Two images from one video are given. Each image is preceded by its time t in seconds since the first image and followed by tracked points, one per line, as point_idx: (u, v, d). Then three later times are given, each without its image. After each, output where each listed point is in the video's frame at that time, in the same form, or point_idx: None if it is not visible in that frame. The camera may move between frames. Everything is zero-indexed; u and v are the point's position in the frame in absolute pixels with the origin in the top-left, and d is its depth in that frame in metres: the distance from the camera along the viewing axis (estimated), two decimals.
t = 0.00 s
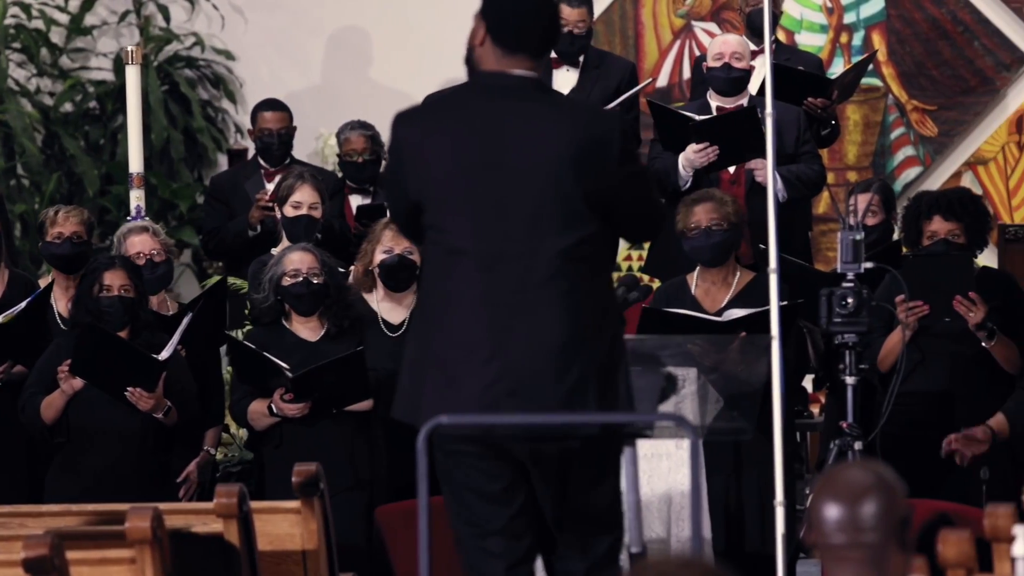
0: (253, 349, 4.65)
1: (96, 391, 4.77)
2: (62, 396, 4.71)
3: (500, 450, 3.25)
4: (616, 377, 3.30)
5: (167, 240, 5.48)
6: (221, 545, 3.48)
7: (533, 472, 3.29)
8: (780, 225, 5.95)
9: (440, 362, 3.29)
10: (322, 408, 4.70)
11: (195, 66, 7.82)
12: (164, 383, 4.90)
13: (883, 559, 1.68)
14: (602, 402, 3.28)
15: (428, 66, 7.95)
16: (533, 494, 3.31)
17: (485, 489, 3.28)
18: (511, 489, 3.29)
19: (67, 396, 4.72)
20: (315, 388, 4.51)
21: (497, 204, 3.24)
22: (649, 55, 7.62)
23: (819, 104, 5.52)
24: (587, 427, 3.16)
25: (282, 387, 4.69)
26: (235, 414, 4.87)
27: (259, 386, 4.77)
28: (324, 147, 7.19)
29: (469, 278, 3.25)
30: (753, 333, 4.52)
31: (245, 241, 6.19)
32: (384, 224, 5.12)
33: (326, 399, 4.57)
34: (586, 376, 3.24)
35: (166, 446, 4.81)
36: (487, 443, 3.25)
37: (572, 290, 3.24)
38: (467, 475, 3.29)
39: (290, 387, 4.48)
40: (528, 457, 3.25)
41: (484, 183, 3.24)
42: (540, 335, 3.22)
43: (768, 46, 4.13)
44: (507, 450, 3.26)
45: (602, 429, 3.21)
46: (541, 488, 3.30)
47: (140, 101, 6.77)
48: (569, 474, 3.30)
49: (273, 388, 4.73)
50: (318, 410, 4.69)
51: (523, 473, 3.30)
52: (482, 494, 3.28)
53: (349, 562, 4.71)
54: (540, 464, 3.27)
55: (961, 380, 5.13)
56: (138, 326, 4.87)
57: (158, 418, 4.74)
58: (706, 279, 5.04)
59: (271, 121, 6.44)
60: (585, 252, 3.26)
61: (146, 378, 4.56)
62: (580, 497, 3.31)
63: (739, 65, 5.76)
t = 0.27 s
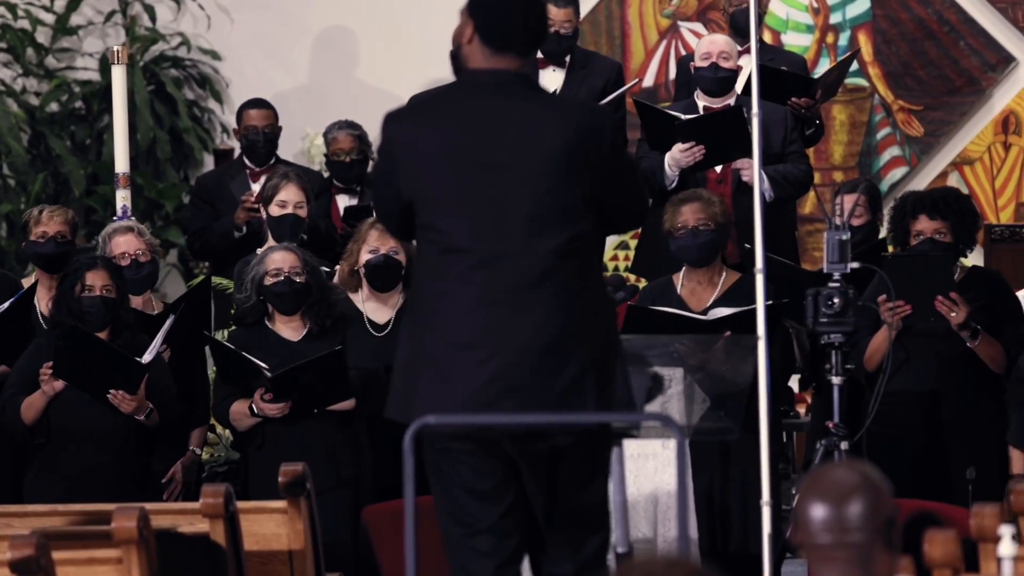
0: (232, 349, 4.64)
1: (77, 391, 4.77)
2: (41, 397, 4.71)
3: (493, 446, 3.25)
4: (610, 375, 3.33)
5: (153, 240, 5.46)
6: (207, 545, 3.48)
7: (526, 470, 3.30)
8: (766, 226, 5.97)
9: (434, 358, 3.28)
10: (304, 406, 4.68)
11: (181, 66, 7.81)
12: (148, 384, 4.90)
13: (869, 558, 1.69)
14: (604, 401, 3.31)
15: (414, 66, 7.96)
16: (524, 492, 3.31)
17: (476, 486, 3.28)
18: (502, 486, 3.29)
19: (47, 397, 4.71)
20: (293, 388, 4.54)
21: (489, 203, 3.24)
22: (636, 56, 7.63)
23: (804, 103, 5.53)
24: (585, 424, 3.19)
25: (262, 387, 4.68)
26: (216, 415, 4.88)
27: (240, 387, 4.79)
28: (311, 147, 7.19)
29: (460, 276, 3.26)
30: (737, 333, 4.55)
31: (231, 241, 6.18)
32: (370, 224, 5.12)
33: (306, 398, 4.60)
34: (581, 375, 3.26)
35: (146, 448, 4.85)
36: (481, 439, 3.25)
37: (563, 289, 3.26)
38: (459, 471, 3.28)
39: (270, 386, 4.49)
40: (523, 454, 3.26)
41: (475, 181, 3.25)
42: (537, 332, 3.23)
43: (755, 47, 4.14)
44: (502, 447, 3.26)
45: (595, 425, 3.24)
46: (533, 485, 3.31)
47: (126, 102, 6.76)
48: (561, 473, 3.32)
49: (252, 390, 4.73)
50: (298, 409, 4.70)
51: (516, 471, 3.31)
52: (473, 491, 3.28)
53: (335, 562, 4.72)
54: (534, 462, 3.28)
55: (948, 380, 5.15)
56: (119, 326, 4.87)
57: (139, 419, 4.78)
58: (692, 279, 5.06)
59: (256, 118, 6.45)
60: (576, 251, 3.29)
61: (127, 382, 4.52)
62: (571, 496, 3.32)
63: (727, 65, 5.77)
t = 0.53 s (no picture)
0: (220, 344, 4.65)
1: (66, 391, 4.77)
2: (30, 397, 4.71)
3: (496, 443, 3.26)
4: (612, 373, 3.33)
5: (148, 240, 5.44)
6: (200, 545, 3.49)
7: (528, 466, 3.31)
8: (759, 225, 5.97)
9: (435, 353, 3.29)
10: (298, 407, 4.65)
11: (174, 66, 7.80)
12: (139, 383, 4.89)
13: (862, 557, 1.70)
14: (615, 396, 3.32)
15: (407, 66, 7.96)
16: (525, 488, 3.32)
17: (477, 484, 3.28)
18: (504, 483, 3.30)
19: (36, 396, 4.71)
20: (285, 388, 4.52)
21: (488, 201, 3.24)
22: (628, 56, 7.64)
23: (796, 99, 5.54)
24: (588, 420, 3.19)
25: (252, 387, 4.67)
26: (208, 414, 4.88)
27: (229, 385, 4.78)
28: (304, 147, 7.18)
29: (458, 274, 3.26)
30: (729, 329, 4.52)
31: (223, 240, 6.18)
32: (361, 224, 5.11)
33: (298, 398, 4.58)
34: (584, 373, 3.27)
35: (136, 449, 4.84)
36: (486, 436, 3.25)
37: (564, 285, 3.26)
38: (461, 468, 3.29)
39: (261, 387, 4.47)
40: (528, 447, 3.28)
41: (474, 179, 3.25)
42: (538, 328, 3.24)
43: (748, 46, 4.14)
44: (505, 445, 3.27)
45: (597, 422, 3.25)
46: (535, 483, 3.32)
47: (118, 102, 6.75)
48: (563, 471, 3.31)
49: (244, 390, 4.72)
50: (289, 410, 4.68)
51: (519, 465, 3.32)
52: (473, 489, 3.29)
53: (329, 562, 4.72)
54: (537, 458, 3.29)
55: (941, 379, 5.15)
56: (107, 327, 4.87)
57: (129, 419, 4.75)
58: (684, 277, 5.07)
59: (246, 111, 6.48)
60: (575, 248, 3.29)
61: (119, 383, 4.55)
62: (572, 493, 3.33)
63: (721, 63, 5.77)
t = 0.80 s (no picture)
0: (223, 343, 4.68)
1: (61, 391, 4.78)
2: (25, 397, 4.70)
3: (488, 445, 3.26)
4: (605, 374, 3.34)
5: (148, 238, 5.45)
6: (196, 545, 3.48)
7: (519, 468, 3.31)
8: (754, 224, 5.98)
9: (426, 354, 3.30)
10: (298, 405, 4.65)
11: (170, 66, 7.80)
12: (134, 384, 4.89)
13: (857, 558, 1.70)
14: (604, 398, 3.32)
15: (402, 66, 7.95)
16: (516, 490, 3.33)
17: (469, 485, 3.29)
18: (495, 484, 3.30)
19: (31, 396, 4.70)
20: (283, 389, 4.52)
21: (482, 202, 3.25)
22: (625, 55, 7.63)
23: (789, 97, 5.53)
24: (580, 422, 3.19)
25: (253, 386, 4.69)
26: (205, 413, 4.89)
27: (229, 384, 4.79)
28: (300, 147, 7.18)
29: (451, 276, 3.26)
30: (723, 323, 4.54)
31: (219, 239, 6.18)
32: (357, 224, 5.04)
33: (297, 398, 4.59)
34: (577, 373, 3.27)
35: (131, 449, 4.84)
36: (475, 438, 3.26)
37: (558, 286, 3.26)
38: (453, 469, 3.29)
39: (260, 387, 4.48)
40: (518, 450, 3.28)
41: (467, 180, 3.26)
42: (530, 329, 3.24)
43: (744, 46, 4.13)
44: (496, 446, 3.28)
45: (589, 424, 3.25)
46: (527, 484, 3.32)
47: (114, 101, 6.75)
48: (555, 473, 3.31)
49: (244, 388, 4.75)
50: (288, 410, 4.69)
51: (511, 467, 3.32)
52: (465, 490, 3.29)
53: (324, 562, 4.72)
54: (529, 460, 3.29)
55: (936, 380, 5.16)
56: (101, 328, 4.87)
57: (123, 419, 4.77)
58: (677, 277, 5.07)
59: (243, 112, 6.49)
60: (569, 250, 3.29)
61: (114, 383, 4.52)
62: (564, 494, 3.32)
63: (716, 63, 5.78)
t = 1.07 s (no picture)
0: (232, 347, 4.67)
1: (59, 391, 4.77)
2: (22, 396, 4.71)
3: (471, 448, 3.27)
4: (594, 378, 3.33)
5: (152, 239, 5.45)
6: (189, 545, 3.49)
7: (504, 474, 3.30)
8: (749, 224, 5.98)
9: (410, 358, 3.30)
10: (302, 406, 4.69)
11: (164, 66, 7.80)
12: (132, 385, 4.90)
13: (852, 558, 1.71)
14: (580, 402, 3.28)
15: (397, 66, 7.95)
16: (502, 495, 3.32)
17: (455, 488, 3.30)
18: (481, 488, 3.31)
19: (28, 395, 4.72)
20: (292, 389, 4.52)
21: (475, 204, 3.25)
22: (619, 56, 7.65)
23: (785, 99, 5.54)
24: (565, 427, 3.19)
25: (259, 385, 4.67)
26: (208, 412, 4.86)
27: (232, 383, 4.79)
28: (295, 147, 7.18)
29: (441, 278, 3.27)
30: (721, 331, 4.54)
31: (214, 239, 6.18)
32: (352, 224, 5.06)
33: (304, 399, 4.60)
34: (565, 377, 3.25)
35: (126, 449, 4.84)
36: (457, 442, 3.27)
37: (549, 289, 3.25)
38: (440, 472, 3.30)
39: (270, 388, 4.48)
40: (495, 460, 3.27)
41: (460, 182, 3.26)
42: (517, 334, 3.23)
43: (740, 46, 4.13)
44: (473, 448, 3.28)
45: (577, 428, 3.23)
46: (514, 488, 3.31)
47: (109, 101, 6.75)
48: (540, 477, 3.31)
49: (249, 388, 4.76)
50: (294, 410, 4.70)
51: (492, 475, 3.32)
52: (452, 492, 3.30)
53: (319, 563, 4.72)
54: (515, 464, 3.29)
55: (929, 380, 5.16)
56: (99, 329, 4.88)
57: (119, 420, 4.76)
58: (673, 278, 5.07)
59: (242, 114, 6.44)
60: (563, 252, 3.28)
61: (112, 384, 4.52)
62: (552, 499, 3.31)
63: (711, 62, 5.78)
